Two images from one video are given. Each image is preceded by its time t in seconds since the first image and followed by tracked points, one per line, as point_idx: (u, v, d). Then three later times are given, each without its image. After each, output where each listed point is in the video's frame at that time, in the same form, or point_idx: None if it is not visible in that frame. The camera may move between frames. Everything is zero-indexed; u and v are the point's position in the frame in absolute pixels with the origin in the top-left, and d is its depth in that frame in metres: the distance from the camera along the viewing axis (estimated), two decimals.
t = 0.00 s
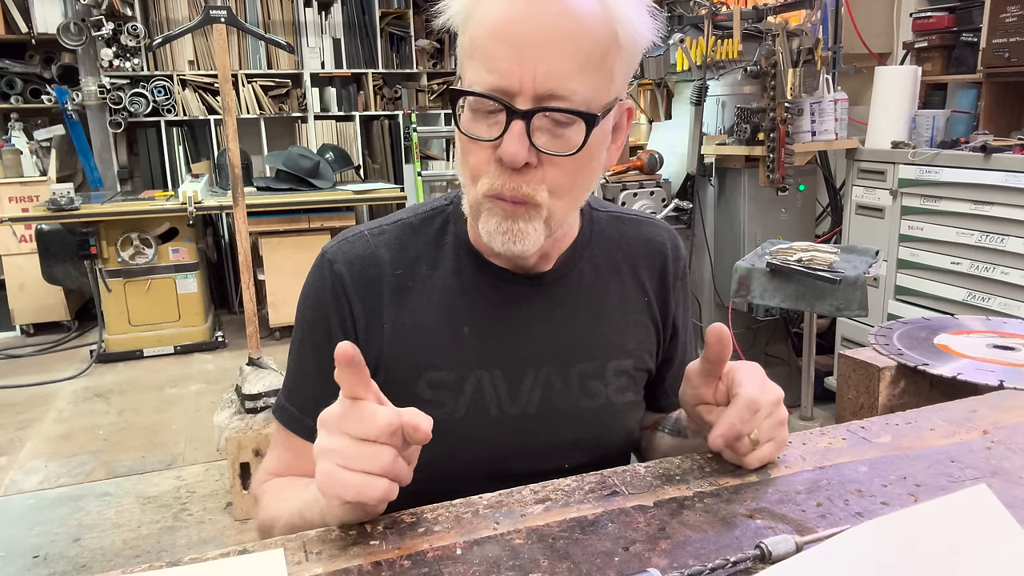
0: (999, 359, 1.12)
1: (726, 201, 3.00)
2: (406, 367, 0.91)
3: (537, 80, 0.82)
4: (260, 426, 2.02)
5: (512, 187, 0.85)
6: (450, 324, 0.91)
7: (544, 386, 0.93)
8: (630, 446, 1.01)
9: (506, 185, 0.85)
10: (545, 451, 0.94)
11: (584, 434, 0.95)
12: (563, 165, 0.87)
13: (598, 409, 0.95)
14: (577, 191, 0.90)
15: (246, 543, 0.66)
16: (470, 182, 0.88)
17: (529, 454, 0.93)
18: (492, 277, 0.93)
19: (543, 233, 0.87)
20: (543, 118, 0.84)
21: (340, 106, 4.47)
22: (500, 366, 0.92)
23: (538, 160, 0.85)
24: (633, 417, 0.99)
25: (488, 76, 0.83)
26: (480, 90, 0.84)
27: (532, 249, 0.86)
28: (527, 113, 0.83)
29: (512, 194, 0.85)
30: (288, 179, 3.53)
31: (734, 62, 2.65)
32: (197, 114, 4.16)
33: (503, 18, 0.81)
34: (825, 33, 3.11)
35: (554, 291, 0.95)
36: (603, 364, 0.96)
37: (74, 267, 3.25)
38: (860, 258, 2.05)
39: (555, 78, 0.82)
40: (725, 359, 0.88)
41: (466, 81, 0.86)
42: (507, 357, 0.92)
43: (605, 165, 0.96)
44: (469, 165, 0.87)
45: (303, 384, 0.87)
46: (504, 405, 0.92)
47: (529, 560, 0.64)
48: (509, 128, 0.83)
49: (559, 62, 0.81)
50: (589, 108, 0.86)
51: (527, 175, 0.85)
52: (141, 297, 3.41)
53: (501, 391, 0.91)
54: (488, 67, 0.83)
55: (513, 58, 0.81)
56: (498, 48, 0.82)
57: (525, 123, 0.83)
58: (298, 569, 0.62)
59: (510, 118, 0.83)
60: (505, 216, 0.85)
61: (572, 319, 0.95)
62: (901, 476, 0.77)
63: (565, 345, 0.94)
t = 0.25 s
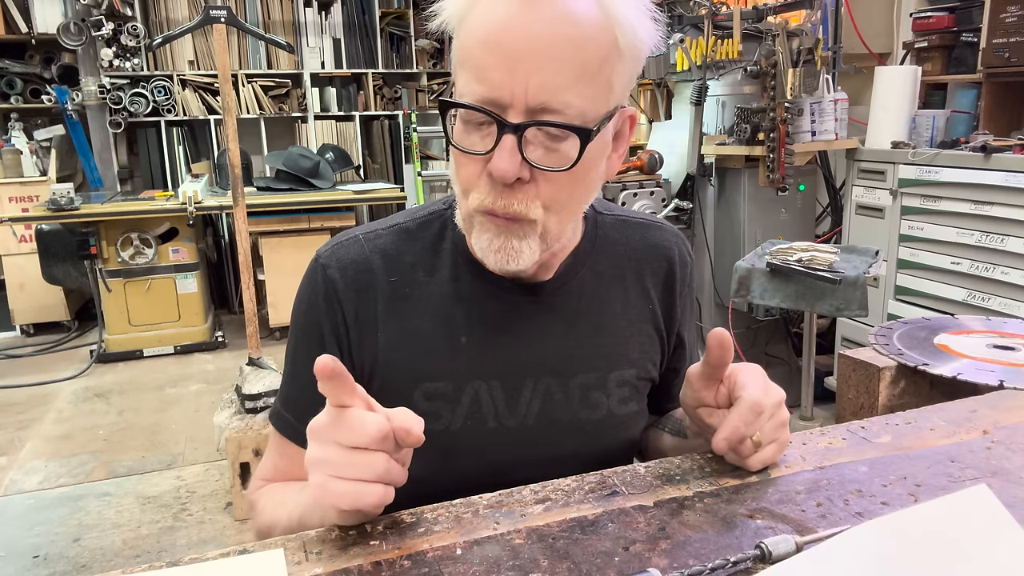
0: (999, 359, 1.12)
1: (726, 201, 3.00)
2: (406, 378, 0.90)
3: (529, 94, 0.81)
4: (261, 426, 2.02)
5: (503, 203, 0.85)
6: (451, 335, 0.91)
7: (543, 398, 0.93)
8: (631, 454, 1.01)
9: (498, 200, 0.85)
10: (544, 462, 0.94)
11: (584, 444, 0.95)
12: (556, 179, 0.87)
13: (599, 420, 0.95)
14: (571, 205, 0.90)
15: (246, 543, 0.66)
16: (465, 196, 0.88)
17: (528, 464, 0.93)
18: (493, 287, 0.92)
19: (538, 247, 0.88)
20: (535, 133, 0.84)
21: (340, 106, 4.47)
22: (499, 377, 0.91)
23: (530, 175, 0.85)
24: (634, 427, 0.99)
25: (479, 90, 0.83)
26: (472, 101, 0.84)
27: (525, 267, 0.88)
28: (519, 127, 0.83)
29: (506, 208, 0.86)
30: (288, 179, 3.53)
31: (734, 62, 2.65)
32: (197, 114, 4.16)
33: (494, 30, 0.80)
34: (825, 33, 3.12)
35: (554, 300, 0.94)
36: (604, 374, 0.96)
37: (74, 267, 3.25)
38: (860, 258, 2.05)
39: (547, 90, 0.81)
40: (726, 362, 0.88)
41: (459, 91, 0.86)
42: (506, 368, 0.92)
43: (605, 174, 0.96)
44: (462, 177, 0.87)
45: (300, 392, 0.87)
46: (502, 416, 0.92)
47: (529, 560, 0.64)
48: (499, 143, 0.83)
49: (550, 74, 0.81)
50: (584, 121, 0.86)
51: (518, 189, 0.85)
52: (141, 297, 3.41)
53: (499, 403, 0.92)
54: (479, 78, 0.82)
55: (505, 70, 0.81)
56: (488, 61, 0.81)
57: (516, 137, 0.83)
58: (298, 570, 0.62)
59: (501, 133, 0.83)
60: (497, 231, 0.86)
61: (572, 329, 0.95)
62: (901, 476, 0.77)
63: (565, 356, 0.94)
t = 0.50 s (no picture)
0: (999, 359, 1.11)
1: (725, 201, 3.00)
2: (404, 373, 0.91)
3: (558, 98, 0.79)
4: (261, 425, 2.03)
5: (536, 205, 0.84)
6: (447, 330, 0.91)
7: (542, 391, 0.93)
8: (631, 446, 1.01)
9: (530, 203, 0.83)
10: (544, 455, 0.94)
11: (584, 437, 0.95)
12: (585, 177, 0.85)
13: (598, 412, 0.95)
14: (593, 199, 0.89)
15: (246, 543, 0.67)
16: (478, 202, 0.85)
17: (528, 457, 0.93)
18: (489, 282, 0.92)
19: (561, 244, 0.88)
20: (566, 135, 0.81)
21: (340, 106, 4.47)
22: (498, 372, 0.91)
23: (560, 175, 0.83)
24: (633, 419, 0.98)
25: (501, 93, 0.79)
26: (492, 106, 0.80)
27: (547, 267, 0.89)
28: (549, 130, 0.80)
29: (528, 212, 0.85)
30: (289, 179, 3.53)
31: (734, 62, 2.65)
32: (197, 114, 4.16)
33: (514, 33, 0.77)
34: (825, 33, 3.11)
35: (552, 293, 0.94)
36: (603, 367, 0.96)
37: (74, 267, 3.24)
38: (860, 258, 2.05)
39: (576, 91, 0.79)
40: (725, 362, 0.88)
41: (473, 97, 0.82)
42: (504, 363, 0.92)
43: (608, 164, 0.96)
44: (483, 182, 0.84)
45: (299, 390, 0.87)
46: (502, 411, 0.92)
47: (529, 560, 0.64)
48: (531, 149, 0.81)
49: (577, 77, 0.79)
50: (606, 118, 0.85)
51: (550, 193, 0.83)
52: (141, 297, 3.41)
53: (499, 398, 0.92)
54: (502, 83, 0.79)
55: (532, 74, 0.78)
56: (513, 65, 0.78)
57: (549, 141, 0.81)
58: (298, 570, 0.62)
59: (534, 138, 0.80)
60: (518, 235, 0.85)
61: (568, 322, 0.95)
62: (901, 476, 0.77)
63: (563, 348, 0.94)
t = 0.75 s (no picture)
0: (999, 359, 1.12)
1: (726, 200, 3.01)
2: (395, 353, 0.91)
3: (563, 104, 0.81)
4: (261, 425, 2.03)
5: (542, 204, 0.86)
6: (434, 312, 0.92)
7: (530, 373, 0.93)
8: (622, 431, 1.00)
9: (537, 203, 0.86)
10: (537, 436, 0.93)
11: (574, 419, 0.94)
12: (585, 174, 0.88)
13: (587, 395, 0.95)
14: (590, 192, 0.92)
15: (246, 543, 0.66)
16: (479, 202, 0.87)
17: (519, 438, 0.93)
18: (475, 268, 0.93)
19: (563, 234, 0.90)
20: (569, 141, 0.83)
21: (340, 106, 4.47)
22: (486, 354, 0.92)
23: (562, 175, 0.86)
24: (622, 403, 0.98)
25: (506, 98, 0.80)
26: (498, 116, 0.81)
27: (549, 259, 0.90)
28: (552, 136, 0.82)
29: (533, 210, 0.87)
30: (289, 179, 3.53)
31: (734, 62, 2.64)
32: (197, 114, 4.16)
33: (514, 48, 0.78)
34: (825, 33, 3.11)
35: (540, 275, 0.95)
36: (590, 349, 0.96)
37: (74, 267, 3.24)
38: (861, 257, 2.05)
39: (577, 98, 0.82)
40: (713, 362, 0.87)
41: (472, 107, 0.83)
42: (493, 345, 0.92)
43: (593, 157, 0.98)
44: (483, 185, 0.86)
45: (284, 358, 0.84)
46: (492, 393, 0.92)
47: (528, 560, 0.63)
48: (539, 154, 0.82)
49: (578, 87, 0.81)
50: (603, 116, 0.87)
51: (557, 192, 0.86)
52: (141, 297, 3.41)
53: (488, 379, 0.92)
54: (506, 95, 0.80)
55: (534, 84, 0.79)
56: (519, 73, 0.79)
57: (554, 149, 0.82)
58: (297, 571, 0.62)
59: (540, 144, 0.82)
60: (524, 232, 0.87)
61: (554, 305, 0.95)
62: (901, 476, 0.77)
63: (552, 329, 0.94)
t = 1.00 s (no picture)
0: (998, 359, 1.12)
1: (726, 200, 3.02)
2: (381, 341, 0.91)
3: (512, 38, 0.85)
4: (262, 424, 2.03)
5: (497, 142, 0.87)
6: (419, 301, 0.92)
7: (515, 364, 0.93)
8: (608, 421, 0.99)
9: (491, 139, 0.87)
10: (523, 428, 0.94)
11: (560, 412, 0.95)
12: (542, 119, 0.90)
13: (570, 382, 0.95)
14: (553, 150, 0.93)
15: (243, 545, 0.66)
16: (440, 144, 0.88)
17: (506, 429, 0.93)
18: (457, 257, 0.93)
19: (527, 187, 0.90)
20: (522, 76, 0.87)
21: (340, 106, 4.47)
22: (472, 343, 0.92)
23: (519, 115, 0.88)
24: (607, 391, 0.98)
25: (458, 33, 0.85)
26: (452, 54, 0.86)
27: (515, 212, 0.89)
28: (503, 67, 0.86)
29: (489, 151, 0.88)
30: (289, 179, 3.53)
31: (734, 62, 2.64)
32: (197, 114, 4.16)
33: None
34: (825, 33, 3.09)
35: (523, 261, 0.96)
36: (575, 338, 0.97)
37: (74, 267, 3.24)
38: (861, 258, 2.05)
39: (530, 37, 0.86)
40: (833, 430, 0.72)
41: (430, 54, 0.87)
42: (478, 333, 0.92)
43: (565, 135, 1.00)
44: (441, 126, 0.88)
45: (271, 319, 0.82)
46: (478, 381, 0.92)
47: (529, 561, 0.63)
48: (489, 84, 0.86)
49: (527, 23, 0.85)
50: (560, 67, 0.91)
51: (511, 128, 0.87)
52: (141, 296, 3.41)
53: (474, 368, 0.92)
54: (459, 31, 0.85)
55: (485, 20, 0.84)
56: (470, 9, 0.84)
57: (505, 78, 0.86)
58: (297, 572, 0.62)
59: (491, 73, 0.86)
60: (483, 174, 0.87)
61: (539, 292, 0.96)
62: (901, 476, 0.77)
63: (536, 317, 0.95)
